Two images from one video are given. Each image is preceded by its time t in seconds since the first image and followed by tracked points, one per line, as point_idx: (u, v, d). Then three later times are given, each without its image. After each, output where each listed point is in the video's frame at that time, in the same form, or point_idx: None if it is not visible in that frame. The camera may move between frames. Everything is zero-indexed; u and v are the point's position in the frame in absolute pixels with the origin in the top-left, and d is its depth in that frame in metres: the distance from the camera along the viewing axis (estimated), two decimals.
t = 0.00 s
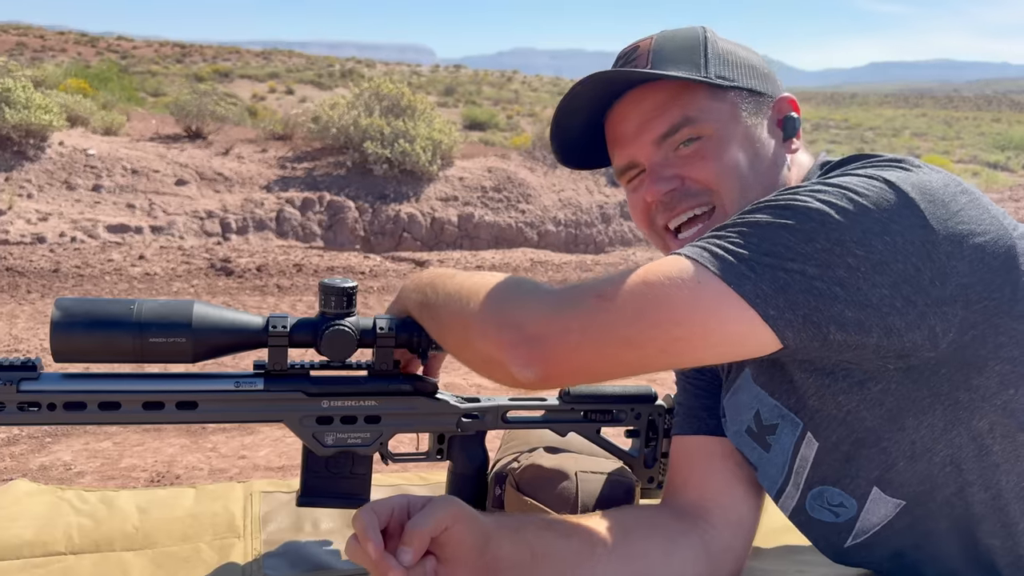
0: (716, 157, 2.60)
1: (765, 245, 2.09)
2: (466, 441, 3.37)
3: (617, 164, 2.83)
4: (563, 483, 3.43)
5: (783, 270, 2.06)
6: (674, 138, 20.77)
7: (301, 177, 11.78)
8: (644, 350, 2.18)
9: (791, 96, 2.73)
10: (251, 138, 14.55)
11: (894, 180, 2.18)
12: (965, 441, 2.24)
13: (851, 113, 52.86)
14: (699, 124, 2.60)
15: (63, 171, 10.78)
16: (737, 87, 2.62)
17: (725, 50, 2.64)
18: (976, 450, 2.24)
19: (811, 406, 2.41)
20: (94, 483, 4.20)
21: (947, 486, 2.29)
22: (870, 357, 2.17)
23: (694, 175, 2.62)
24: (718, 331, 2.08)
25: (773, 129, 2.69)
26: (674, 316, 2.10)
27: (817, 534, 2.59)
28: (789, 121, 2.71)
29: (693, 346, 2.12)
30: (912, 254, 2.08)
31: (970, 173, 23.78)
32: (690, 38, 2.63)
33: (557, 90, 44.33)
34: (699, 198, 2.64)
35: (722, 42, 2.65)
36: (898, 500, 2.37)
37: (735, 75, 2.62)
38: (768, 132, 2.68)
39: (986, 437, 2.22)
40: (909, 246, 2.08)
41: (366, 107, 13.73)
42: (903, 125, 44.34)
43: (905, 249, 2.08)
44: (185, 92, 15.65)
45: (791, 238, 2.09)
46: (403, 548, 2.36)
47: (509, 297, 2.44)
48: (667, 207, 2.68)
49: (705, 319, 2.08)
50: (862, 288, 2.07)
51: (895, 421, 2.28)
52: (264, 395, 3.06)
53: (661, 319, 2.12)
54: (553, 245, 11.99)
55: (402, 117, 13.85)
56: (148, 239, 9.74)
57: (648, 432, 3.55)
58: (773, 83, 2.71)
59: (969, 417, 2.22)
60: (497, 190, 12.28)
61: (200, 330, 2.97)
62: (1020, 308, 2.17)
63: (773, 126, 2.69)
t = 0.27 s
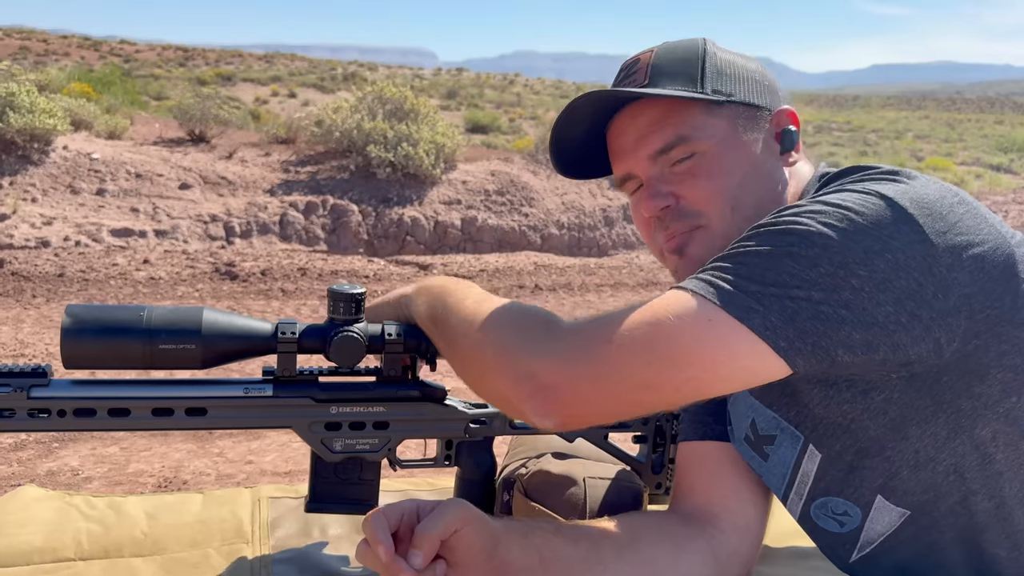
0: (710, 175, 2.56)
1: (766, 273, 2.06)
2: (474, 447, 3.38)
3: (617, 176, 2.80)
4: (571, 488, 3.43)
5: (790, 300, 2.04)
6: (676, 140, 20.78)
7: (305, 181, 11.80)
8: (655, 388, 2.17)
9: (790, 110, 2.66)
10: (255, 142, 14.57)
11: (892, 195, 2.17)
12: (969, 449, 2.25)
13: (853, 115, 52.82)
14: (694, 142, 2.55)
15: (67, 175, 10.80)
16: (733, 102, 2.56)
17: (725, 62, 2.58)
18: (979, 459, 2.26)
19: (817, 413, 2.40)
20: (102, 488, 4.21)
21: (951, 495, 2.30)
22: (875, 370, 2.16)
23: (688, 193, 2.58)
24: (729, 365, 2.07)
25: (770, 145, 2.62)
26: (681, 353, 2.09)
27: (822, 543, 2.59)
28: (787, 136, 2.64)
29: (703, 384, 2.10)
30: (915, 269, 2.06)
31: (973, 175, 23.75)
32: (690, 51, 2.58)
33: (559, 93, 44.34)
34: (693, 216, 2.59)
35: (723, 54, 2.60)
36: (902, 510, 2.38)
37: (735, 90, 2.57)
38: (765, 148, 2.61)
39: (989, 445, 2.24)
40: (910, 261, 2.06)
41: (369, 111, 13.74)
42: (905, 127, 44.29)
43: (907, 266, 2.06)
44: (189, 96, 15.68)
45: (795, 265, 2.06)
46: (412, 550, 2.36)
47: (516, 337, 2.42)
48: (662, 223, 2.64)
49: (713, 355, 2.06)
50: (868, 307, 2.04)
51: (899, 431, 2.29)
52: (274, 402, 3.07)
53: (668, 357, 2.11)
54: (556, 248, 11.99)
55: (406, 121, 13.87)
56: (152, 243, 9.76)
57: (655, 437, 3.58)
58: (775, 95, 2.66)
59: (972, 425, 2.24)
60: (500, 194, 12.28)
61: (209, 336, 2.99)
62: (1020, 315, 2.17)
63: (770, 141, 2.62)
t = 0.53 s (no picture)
0: (701, 199, 2.41)
1: (781, 328, 2.04)
2: (483, 456, 3.39)
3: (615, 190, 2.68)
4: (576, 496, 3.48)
5: (811, 354, 2.02)
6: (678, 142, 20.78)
7: (308, 184, 11.81)
8: (680, 461, 2.12)
9: (795, 128, 2.44)
10: (257, 145, 14.59)
11: (900, 225, 2.14)
12: (978, 470, 2.29)
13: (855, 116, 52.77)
14: (685, 165, 2.41)
15: (71, 179, 10.82)
16: (730, 124, 2.40)
17: (727, 79, 2.41)
18: (988, 480, 2.29)
19: (825, 437, 2.36)
20: (109, 496, 4.22)
21: (959, 515, 2.31)
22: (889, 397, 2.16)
23: (679, 215, 2.43)
24: (758, 432, 2.04)
25: (767, 166, 2.43)
26: (707, 425, 2.05)
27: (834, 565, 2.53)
28: (788, 157, 2.42)
29: (733, 449, 2.07)
30: (926, 302, 2.06)
31: (976, 176, 23.71)
32: (689, 71, 2.43)
33: (561, 94, 44.35)
34: (684, 238, 2.44)
35: (725, 71, 2.43)
36: (912, 533, 2.35)
37: (734, 110, 2.40)
38: (762, 169, 2.42)
39: (998, 466, 2.28)
40: (921, 295, 2.06)
41: (372, 114, 13.76)
42: (908, 128, 44.24)
43: (919, 299, 2.05)
44: (191, 99, 15.70)
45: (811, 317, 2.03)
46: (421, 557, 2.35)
47: (545, 380, 2.39)
48: (653, 244, 2.51)
49: (741, 421, 2.03)
50: (885, 347, 2.04)
51: (908, 452, 2.29)
52: (282, 411, 3.08)
53: (692, 429, 2.07)
54: (559, 251, 11.99)
55: (408, 124, 13.88)
56: (156, 247, 9.77)
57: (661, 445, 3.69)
58: (781, 112, 2.46)
59: (981, 446, 2.27)
60: (503, 197, 12.29)
61: (218, 346, 3.00)
62: None
63: (769, 162, 2.43)
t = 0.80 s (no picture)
0: (691, 212, 2.36)
1: (796, 342, 2.02)
2: (483, 457, 3.39)
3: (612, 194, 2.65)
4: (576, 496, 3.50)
5: (828, 371, 1.99)
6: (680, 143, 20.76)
7: (310, 185, 11.82)
8: (695, 484, 2.10)
9: (788, 133, 2.34)
10: (259, 146, 14.60)
11: (913, 234, 2.11)
12: (986, 481, 2.28)
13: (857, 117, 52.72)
14: (672, 179, 2.37)
15: (73, 180, 10.84)
16: (718, 134, 2.33)
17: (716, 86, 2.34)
18: (995, 491, 2.29)
19: (832, 447, 2.34)
20: (109, 496, 4.22)
21: (965, 525, 2.31)
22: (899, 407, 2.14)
23: (669, 228, 2.40)
24: (774, 452, 2.02)
25: (758, 175, 2.36)
26: (723, 447, 2.03)
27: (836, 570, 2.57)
28: (780, 162, 2.35)
29: (753, 467, 2.04)
30: (940, 314, 2.03)
31: (979, 177, 23.68)
32: (677, 79, 2.37)
33: (563, 96, 44.35)
34: (675, 250, 2.43)
35: (715, 76, 2.35)
36: (916, 542, 2.35)
37: (723, 118, 2.33)
38: (752, 179, 2.36)
39: (1007, 477, 2.28)
40: (935, 306, 2.03)
41: (374, 115, 13.77)
42: (910, 129, 44.17)
43: (932, 311, 2.03)
44: (194, 100, 15.72)
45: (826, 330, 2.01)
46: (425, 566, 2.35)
47: (563, 398, 2.41)
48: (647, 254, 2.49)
49: (756, 443, 2.00)
50: (901, 361, 2.02)
51: (915, 462, 2.28)
52: (283, 412, 3.08)
53: (709, 452, 2.05)
54: (561, 252, 11.98)
55: (410, 125, 13.88)
56: (158, 248, 9.78)
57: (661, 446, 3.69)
58: (775, 115, 2.36)
59: (990, 458, 2.27)
60: (504, 197, 12.29)
61: (219, 346, 3.00)
62: None
63: (759, 171, 2.36)
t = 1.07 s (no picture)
0: (696, 210, 2.33)
1: (811, 351, 2.00)
2: (482, 453, 3.39)
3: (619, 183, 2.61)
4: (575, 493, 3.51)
5: (842, 380, 1.98)
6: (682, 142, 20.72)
7: (311, 184, 11.82)
8: (704, 494, 2.10)
9: (799, 133, 2.28)
10: (260, 145, 14.60)
11: (932, 239, 2.10)
12: (996, 487, 2.27)
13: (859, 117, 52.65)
14: (678, 175, 2.32)
15: (74, 179, 10.84)
16: (726, 132, 2.28)
17: (726, 82, 2.28)
18: (1006, 497, 2.28)
19: (842, 454, 2.32)
20: (109, 493, 4.23)
21: (973, 530, 2.31)
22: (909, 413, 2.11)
23: (673, 225, 2.38)
24: (785, 463, 2.01)
25: (765, 176, 2.32)
26: (733, 459, 2.02)
27: (839, 568, 2.59)
28: (789, 163, 2.31)
29: (761, 478, 2.04)
30: (957, 320, 2.03)
31: (981, 176, 23.64)
32: (686, 73, 2.33)
33: (565, 95, 44.31)
34: (678, 247, 2.41)
35: (725, 72, 2.29)
36: (922, 546, 2.37)
37: (731, 115, 2.27)
38: (760, 179, 2.32)
39: (1017, 484, 2.27)
40: (954, 312, 2.02)
41: (375, 114, 13.76)
42: (913, 128, 44.09)
43: (950, 318, 2.02)
44: (195, 100, 15.72)
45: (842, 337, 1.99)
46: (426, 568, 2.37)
47: (576, 407, 2.42)
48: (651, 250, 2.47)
49: (767, 455, 2.00)
50: (915, 369, 2.01)
51: (926, 467, 2.26)
52: (281, 408, 3.09)
53: (719, 463, 2.04)
54: (561, 251, 11.97)
55: (411, 124, 13.88)
56: (158, 246, 9.79)
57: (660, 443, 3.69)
58: (785, 114, 2.29)
59: (1001, 464, 2.25)
60: (505, 197, 12.29)
61: (217, 343, 3.01)
62: None
63: (767, 172, 2.32)
